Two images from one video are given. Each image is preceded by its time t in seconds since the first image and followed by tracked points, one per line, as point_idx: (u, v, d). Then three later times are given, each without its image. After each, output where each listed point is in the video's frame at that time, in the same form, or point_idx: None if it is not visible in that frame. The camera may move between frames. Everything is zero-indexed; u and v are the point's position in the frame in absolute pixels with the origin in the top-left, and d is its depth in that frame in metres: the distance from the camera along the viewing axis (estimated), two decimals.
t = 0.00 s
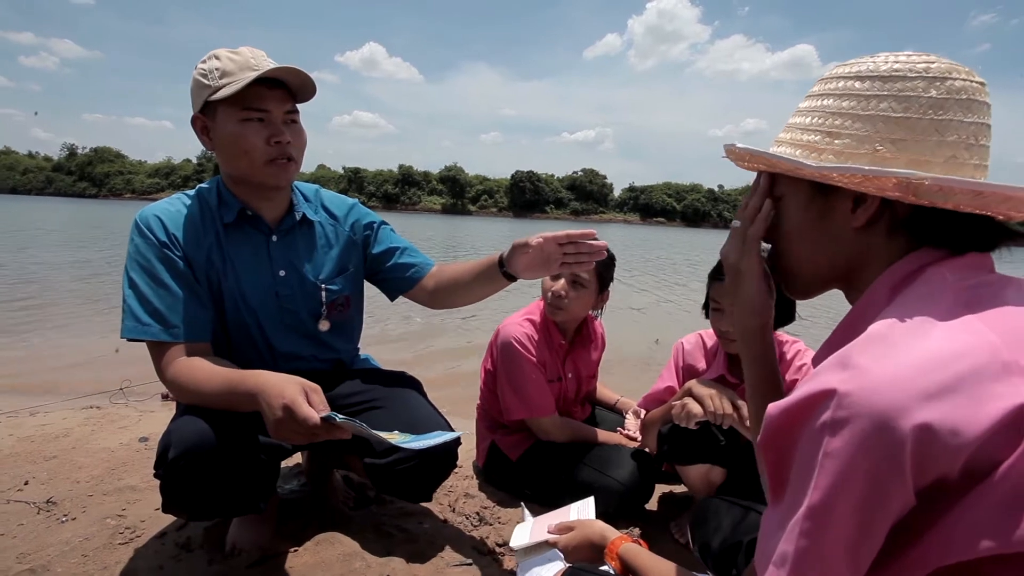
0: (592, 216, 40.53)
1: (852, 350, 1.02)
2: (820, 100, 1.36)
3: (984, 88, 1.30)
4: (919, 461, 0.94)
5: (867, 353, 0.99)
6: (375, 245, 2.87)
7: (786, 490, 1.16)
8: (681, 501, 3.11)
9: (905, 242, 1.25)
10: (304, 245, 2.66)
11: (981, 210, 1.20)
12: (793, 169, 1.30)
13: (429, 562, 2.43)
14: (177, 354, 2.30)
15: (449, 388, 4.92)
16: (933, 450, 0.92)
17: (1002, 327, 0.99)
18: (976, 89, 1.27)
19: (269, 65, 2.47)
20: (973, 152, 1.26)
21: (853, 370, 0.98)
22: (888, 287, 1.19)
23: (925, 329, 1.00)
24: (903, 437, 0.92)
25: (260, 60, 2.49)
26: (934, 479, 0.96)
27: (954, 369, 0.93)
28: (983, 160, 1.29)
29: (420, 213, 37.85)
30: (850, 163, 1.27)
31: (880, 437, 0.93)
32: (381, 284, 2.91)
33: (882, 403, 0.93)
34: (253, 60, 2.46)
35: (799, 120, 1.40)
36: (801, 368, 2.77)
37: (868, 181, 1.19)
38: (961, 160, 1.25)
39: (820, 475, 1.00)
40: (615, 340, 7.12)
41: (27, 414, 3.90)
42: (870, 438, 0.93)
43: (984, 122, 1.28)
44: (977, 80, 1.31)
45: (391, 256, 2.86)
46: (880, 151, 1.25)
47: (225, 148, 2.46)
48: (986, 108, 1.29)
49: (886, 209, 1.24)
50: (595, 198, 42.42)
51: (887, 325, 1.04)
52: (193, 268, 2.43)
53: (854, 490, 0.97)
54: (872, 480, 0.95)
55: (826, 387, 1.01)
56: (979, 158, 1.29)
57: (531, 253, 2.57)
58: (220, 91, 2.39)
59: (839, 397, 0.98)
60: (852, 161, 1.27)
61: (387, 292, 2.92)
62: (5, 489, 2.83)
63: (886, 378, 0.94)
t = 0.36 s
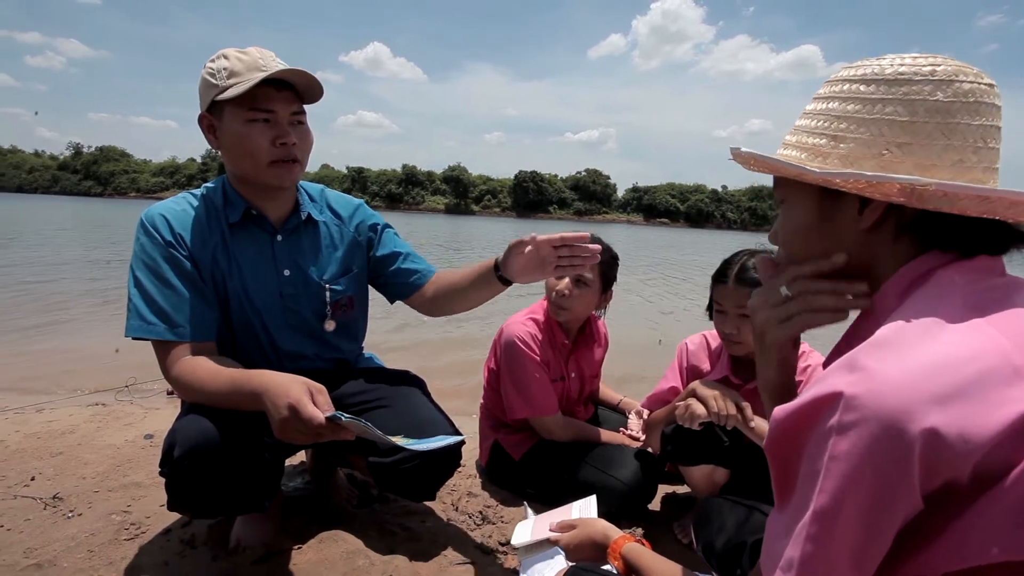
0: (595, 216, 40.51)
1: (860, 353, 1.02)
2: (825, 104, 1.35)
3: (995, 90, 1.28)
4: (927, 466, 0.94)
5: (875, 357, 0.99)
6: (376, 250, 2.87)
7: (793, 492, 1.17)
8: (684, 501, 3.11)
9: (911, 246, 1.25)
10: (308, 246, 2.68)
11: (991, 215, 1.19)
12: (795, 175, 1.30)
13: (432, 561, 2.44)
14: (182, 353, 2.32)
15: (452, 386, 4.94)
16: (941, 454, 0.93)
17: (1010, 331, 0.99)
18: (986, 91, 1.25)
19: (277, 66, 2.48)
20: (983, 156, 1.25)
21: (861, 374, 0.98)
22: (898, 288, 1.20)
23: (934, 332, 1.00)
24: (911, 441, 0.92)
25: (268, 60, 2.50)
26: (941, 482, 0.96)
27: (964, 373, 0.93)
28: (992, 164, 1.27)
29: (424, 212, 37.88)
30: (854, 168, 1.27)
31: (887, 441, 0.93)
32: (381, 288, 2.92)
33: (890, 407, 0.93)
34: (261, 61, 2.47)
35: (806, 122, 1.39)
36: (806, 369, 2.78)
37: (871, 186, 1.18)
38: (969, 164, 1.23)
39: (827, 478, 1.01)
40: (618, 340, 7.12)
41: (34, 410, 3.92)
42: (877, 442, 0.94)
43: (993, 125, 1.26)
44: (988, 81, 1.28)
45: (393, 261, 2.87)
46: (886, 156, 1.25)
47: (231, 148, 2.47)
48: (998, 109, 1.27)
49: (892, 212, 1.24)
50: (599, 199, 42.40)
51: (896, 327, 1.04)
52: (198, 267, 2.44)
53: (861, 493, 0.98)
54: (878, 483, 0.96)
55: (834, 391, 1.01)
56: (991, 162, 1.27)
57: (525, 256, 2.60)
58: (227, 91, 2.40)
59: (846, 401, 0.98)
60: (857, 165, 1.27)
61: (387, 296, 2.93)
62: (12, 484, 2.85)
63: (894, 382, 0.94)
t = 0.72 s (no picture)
0: (600, 214, 40.45)
1: (906, 353, 1.01)
2: (892, 84, 1.29)
3: None
4: (974, 474, 0.92)
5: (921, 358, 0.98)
6: (379, 256, 2.87)
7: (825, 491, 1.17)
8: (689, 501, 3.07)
9: (967, 242, 1.23)
10: (316, 244, 2.68)
11: None
12: (853, 156, 1.27)
13: (439, 557, 2.44)
14: (190, 349, 2.33)
15: (457, 383, 4.95)
16: (989, 463, 0.91)
17: None
18: None
19: (278, 62, 2.47)
20: None
21: (907, 375, 0.97)
22: (939, 290, 1.17)
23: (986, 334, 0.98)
24: (960, 448, 0.90)
25: (271, 56, 2.49)
26: (988, 490, 0.95)
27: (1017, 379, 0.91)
28: None
29: (428, 209, 37.91)
30: (918, 153, 1.21)
31: (934, 447, 0.92)
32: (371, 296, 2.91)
33: (938, 412, 0.92)
34: (262, 57, 2.46)
35: (868, 102, 1.34)
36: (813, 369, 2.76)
37: (936, 174, 1.15)
38: None
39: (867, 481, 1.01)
40: (622, 338, 7.11)
41: (43, 404, 3.96)
42: (923, 447, 0.93)
43: None
44: None
45: (388, 271, 2.86)
46: (950, 141, 1.18)
47: (235, 147, 2.49)
48: None
49: (953, 203, 1.21)
50: (604, 196, 42.32)
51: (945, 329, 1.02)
52: (208, 264, 2.45)
53: (902, 497, 0.97)
54: (920, 489, 0.95)
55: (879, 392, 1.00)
56: None
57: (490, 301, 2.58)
58: (229, 89, 2.41)
59: (890, 403, 0.97)
60: (920, 151, 1.21)
61: (376, 305, 2.94)
62: (22, 477, 2.87)
63: (944, 387, 0.92)
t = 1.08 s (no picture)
0: (601, 214, 40.43)
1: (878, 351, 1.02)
2: (872, 83, 1.30)
3: None
4: (942, 468, 0.93)
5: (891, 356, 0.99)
6: (380, 257, 2.87)
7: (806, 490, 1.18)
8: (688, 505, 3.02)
9: (943, 237, 1.23)
10: (316, 246, 2.68)
11: None
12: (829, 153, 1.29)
13: (439, 558, 2.44)
14: (190, 351, 2.33)
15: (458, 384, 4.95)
16: (956, 457, 0.92)
17: None
18: None
19: (280, 62, 2.48)
20: None
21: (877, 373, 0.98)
22: (917, 285, 1.17)
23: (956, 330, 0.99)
24: (926, 443, 0.91)
25: (274, 56, 2.50)
26: (956, 483, 0.95)
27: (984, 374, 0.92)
28: None
29: (429, 209, 37.92)
30: (892, 151, 1.22)
31: (903, 443, 0.93)
32: (374, 296, 2.91)
33: (906, 408, 0.93)
34: (264, 57, 2.47)
35: (850, 100, 1.35)
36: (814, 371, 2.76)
37: (905, 172, 1.16)
38: (1017, 155, 1.13)
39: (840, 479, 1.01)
40: (624, 339, 7.11)
41: (44, 405, 3.96)
42: (891, 443, 0.94)
43: None
44: None
45: (389, 272, 2.87)
46: (925, 138, 1.18)
47: (237, 146, 2.49)
48: None
49: (926, 200, 1.21)
50: (605, 197, 42.31)
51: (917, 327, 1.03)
52: (207, 266, 2.46)
53: (874, 494, 0.98)
54: (891, 485, 0.96)
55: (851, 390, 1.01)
56: None
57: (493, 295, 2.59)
58: (231, 89, 2.41)
59: (861, 401, 0.98)
60: (894, 149, 1.22)
61: (377, 306, 2.94)
62: (23, 478, 2.88)
63: (912, 383, 0.93)
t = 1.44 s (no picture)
0: (602, 214, 40.40)
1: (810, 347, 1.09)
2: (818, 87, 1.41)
3: (991, 69, 1.22)
4: (864, 455, 1.00)
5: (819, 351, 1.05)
6: (382, 257, 2.87)
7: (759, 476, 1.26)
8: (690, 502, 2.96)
9: (877, 231, 1.25)
10: (318, 247, 2.68)
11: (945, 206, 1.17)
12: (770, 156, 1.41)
13: (439, 559, 2.45)
14: (194, 353, 2.34)
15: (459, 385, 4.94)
16: (875, 444, 0.98)
17: (952, 324, 1.01)
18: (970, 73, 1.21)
19: (288, 63, 2.48)
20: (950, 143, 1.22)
21: (805, 368, 1.05)
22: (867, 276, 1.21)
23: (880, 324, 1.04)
24: (844, 432, 0.98)
25: (282, 58, 2.50)
26: (878, 468, 1.02)
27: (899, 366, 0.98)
28: (964, 150, 1.24)
29: (430, 210, 37.89)
30: (821, 154, 1.34)
31: (824, 433, 1.00)
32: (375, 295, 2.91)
33: (826, 400, 1.00)
34: (273, 58, 2.47)
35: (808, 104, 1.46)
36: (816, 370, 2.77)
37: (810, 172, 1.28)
38: (930, 152, 1.24)
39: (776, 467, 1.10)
40: (625, 339, 7.10)
41: (45, 406, 3.96)
42: (814, 434, 1.01)
43: (974, 110, 1.22)
44: (987, 59, 1.22)
45: (392, 273, 2.87)
46: (845, 141, 1.29)
47: (242, 145, 2.48)
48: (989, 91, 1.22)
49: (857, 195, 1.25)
50: (606, 197, 42.28)
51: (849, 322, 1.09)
52: (210, 267, 2.46)
53: (804, 480, 1.06)
54: (818, 471, 1.03)
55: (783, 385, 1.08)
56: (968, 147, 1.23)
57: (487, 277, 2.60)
58: (238, 88, 2.41)
59: (789, 395, 1.06)
60: (823, 151, 1.34)
61: (379, 306, 2.94)
62: (23, 480, 2.88)
63: (832, 376, 1.00)
